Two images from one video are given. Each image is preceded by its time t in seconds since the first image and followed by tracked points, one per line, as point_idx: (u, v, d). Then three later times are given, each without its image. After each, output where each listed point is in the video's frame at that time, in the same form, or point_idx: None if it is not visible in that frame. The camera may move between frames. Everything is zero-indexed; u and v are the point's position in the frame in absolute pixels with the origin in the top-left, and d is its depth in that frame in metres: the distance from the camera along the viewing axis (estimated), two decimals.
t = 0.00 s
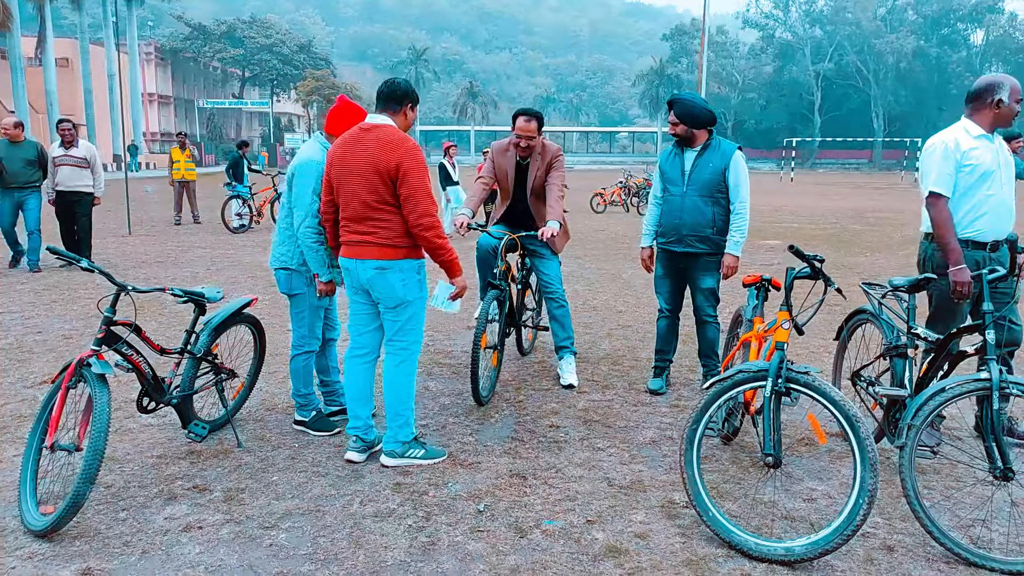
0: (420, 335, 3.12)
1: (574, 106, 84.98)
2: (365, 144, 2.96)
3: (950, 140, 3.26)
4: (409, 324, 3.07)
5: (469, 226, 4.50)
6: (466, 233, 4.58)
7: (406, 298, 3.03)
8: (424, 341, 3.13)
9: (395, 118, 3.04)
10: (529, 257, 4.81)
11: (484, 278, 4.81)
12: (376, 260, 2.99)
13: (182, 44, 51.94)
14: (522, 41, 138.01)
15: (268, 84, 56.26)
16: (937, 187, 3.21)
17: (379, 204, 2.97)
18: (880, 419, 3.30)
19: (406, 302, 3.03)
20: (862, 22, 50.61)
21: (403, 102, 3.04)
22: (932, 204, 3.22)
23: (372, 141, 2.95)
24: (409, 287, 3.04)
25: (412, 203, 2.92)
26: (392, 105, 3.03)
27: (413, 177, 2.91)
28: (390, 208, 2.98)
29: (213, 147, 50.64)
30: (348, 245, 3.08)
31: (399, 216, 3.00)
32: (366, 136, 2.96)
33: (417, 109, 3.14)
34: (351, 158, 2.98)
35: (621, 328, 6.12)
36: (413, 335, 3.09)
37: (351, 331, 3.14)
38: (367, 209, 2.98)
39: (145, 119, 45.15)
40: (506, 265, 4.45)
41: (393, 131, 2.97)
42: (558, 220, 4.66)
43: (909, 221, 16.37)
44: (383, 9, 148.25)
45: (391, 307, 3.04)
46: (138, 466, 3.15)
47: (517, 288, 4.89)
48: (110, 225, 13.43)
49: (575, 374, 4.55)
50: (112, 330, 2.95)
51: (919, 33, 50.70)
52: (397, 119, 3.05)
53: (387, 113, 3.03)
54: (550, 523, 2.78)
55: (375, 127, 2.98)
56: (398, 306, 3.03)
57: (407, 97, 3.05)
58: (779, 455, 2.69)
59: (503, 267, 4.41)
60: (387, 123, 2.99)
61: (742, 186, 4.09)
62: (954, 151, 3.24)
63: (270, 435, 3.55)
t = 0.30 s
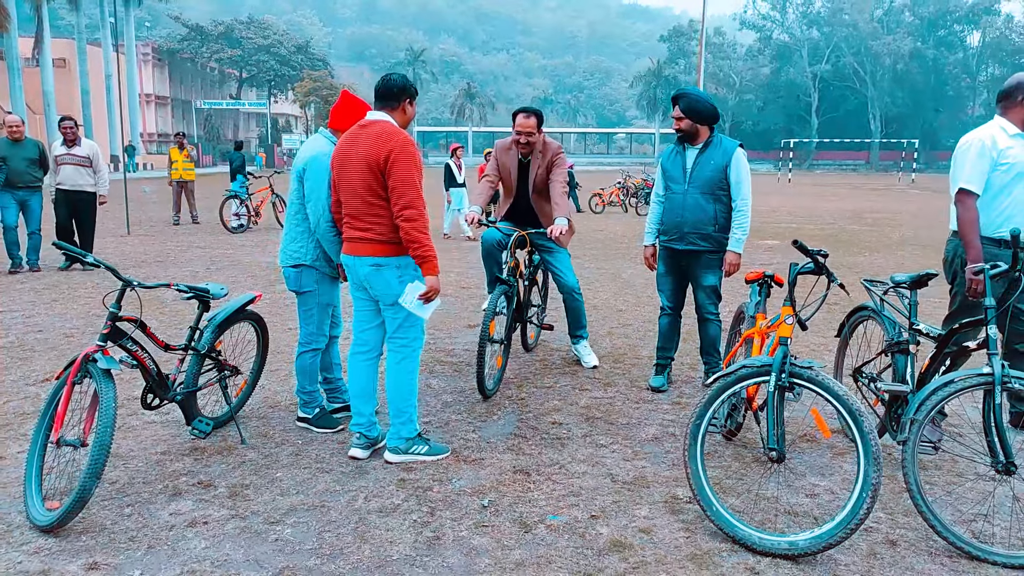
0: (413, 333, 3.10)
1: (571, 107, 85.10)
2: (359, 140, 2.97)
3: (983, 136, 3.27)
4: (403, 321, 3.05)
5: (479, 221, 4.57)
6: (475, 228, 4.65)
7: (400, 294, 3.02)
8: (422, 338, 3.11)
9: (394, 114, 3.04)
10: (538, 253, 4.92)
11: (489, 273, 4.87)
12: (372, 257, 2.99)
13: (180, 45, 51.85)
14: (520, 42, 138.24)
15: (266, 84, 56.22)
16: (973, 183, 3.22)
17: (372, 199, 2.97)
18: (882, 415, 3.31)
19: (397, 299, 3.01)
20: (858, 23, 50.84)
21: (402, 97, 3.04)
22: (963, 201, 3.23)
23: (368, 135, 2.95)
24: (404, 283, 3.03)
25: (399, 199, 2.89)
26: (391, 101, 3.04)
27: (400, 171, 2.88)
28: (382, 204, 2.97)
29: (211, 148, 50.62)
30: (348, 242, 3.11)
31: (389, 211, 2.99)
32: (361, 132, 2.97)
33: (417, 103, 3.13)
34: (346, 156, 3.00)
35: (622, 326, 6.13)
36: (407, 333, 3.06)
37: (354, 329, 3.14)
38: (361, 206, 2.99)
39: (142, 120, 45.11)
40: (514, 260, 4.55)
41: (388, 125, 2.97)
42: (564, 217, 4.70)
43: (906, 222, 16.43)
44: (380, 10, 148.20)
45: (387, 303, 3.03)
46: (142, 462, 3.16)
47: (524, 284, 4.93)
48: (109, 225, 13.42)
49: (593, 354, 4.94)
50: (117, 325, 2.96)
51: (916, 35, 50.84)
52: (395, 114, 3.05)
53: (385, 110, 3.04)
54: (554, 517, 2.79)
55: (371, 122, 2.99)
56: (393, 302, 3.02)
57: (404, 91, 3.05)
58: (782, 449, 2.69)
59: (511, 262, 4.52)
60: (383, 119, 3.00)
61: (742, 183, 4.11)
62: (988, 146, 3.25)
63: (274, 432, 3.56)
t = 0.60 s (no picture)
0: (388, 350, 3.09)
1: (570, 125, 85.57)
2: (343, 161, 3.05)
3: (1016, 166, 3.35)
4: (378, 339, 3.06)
5: (479, 241, 4.63)
6: (475, 248, 4.71)
7: (377, 313, 3.04)
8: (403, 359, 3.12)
9: (387, 140, 3.11)
10: (536, 274, 4.96)
11: (488, 292, 4.92)
12: (348, 276, 3.04)
13: (181, 64, 52.20)
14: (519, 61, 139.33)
15: (266, 103, 56.52)
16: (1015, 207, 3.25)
17: (350, 219, 3.03)
18: (870, 437, 3.36)
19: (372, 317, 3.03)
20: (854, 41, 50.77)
21: (394, 124, 3.11)
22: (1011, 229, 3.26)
23: (354, 155, 3.01)
24: (380, 302, 3.05)
25: (370, 218, 2.92)
26: (382, 126, 3.11)
27: (373, 188, 2.91)
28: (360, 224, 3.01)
29: (211, 166, 50.87)
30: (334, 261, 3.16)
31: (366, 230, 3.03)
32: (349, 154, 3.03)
33: (411, 129, 3.19)
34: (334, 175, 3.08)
35: (617, 347, 6.16)
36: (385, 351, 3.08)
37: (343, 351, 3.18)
38: (342, 225, 3.06)
39: (143, 138, 45.34)
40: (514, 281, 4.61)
41: (374, 147, 3.03)
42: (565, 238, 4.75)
43: (903, 239, 16.53)
44: (380, 30, 149.41)
45: (367, 323, 3.07)
46: (140, 485, 3.18)
47: (522, 303, 4.99)
48: (109, 244, 13.47)
49: (585, 374, 5.02)
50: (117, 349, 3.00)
51: (911, 54, 51.30)
52: (387, 141, 3.12)
53: (378, 135, 3.10)
54: (547, 539, 2.82)
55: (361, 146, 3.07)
56: (370, 321, 3.05)
57: (396, 118, 3.11)
58: (771, 471, 2.73)
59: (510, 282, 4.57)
60: (373, 143, 3.06)
61: (736, 207, 4.16)
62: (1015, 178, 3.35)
63: (271, 454, 3.59)
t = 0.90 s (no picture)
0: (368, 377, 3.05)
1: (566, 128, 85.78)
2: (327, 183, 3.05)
3: None
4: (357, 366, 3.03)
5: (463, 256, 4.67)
6: (459, 264, 4.76)
7: (353, 340, 3.01)
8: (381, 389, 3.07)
9: (372, 162, 3.15)
10: (521, 287, 5.00)
11: (473, 306, 4.98)
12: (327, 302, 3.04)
13: (177, 68, 52.25)
14: (515, 64, 139.69)
15: (262, 106, 56.56)
16: None
17: (330, 244, 3.03)
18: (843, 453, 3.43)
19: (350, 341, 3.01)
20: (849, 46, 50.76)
21: (380, 147, 3.16)
22: None
23: (337, 180, 3.02)
24: (357, 330, 3.02)
25: (353, 243, 2.90)
26: (366, 150, 3.15)
27: (356, 213, 2.90)
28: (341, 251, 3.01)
29: (207, 170, 50.88)
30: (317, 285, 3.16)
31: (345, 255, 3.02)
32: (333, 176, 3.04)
33: (397, 151, 3.23)
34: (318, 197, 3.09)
35: (603, 357, 6.22)
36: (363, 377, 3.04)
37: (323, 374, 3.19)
38: (324, 248, 3.06)
39: (138, 142, 45.37)
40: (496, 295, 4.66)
41: (357, 170, 3.04)
42: (547, 253, 4.81)
43: (892, 244, 16.65)
44: (376, 33, 149.51)
45: (345, 350, 3.05)
46: (123, 502, 3.23)
47: (507, 316, 5.04)
48: (102, 252, 13.51)
49: (569, 387, 5.07)
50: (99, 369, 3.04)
51: (905, 56, 51.59)
52: (373, 164, 3.16)
53: (364, 160, 3.15)
54: (523, 557, 2.88)
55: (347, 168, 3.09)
56: (346, 347, 3.04)
57: (381, 139, 3.17)
58: (741, 489, 2.81)
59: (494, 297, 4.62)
60: (358, 165, 3.07)
61: (716, 223, 4.21)
62: None
63: (253, 470, 3.63)
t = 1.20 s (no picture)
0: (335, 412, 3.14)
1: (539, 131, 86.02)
2: (290, 221, 3.07)
3: None
4: (325, 404, 3.10)
5: (419, 276, 4.70)
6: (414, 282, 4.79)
7: (320, 378, 3.09)
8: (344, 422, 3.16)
9: (332, 194, 3.14)
10: (478, 304, 5.05)
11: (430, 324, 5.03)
12: (293, 338, 3.11)
13: (143, 71, 51.47)
14: (488, 66, 139.70)
15: (231, 109, 55.96)
16: None
17: (296, 284, 3.09)
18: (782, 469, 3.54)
19: (320, 379, 3.09)
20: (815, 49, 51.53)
21: (341, 176, 3.16)
22: None
23: (298, 219, 3.03)
24: (323, 368, 3.10)
25: (322, 287, 2.95)
26: (326, 179, 3.15)
27: (322, 257, 2.94)
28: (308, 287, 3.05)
29: (175, 175, 50.17)
30: (282, 319, 3.22)
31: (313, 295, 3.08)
32: (297, 213, 3.05)
33: (358, 179, 3.24)
34: (282, 235, 3.11)
35: (561, 370, 6.27)
36: (328, 412, 3.12)
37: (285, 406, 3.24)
38: (289, 285, 3.11)
39: (103, 147, 44.61)
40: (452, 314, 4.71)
41: (322, 205, 3.05)
42: (502, 271, 4.86)
43: (853, 248, 16.96)
44: (347, 35, 148.70)
45: (310, 385, 3.11)
46: (67, 533, 3.22)
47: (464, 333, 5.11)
48: (62, 263, 13.29)
49: (525, 402, 5.13)
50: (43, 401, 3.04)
51: (870, 60, 52.58)
52: (334, 194, 3.16)
53: (324, 189, 3.15)
54: None
55: (307, 203, 3.09)
56: (312, 384, 3.10)
57: (343, 169, 3.16)
58: (676, 511, 2.92)
59: (449, 316, 4.68)
60: (320, 200, 3.08)
61: (665, 243, 4.30)
62: None
63: (203, 496, 3.63)
